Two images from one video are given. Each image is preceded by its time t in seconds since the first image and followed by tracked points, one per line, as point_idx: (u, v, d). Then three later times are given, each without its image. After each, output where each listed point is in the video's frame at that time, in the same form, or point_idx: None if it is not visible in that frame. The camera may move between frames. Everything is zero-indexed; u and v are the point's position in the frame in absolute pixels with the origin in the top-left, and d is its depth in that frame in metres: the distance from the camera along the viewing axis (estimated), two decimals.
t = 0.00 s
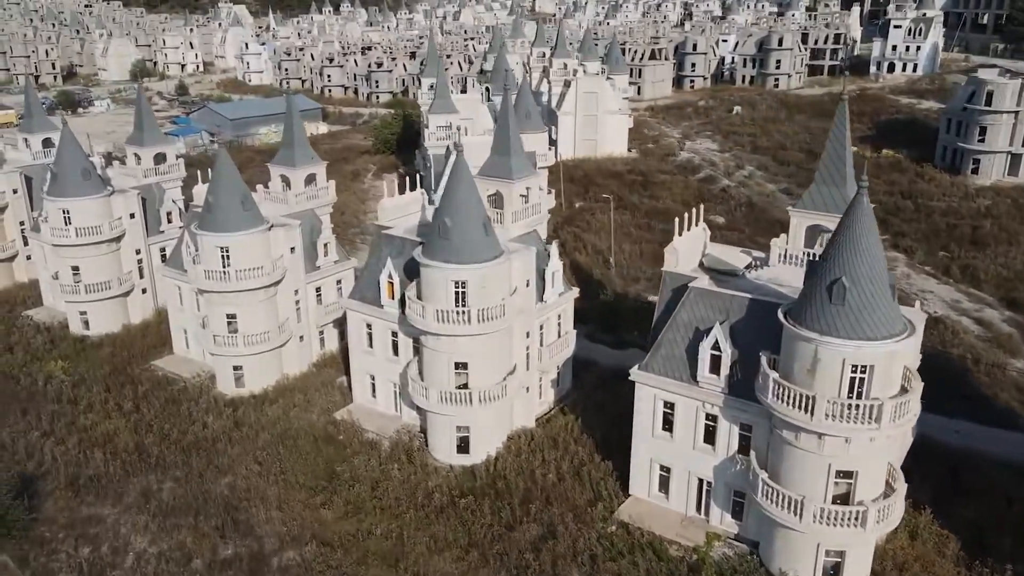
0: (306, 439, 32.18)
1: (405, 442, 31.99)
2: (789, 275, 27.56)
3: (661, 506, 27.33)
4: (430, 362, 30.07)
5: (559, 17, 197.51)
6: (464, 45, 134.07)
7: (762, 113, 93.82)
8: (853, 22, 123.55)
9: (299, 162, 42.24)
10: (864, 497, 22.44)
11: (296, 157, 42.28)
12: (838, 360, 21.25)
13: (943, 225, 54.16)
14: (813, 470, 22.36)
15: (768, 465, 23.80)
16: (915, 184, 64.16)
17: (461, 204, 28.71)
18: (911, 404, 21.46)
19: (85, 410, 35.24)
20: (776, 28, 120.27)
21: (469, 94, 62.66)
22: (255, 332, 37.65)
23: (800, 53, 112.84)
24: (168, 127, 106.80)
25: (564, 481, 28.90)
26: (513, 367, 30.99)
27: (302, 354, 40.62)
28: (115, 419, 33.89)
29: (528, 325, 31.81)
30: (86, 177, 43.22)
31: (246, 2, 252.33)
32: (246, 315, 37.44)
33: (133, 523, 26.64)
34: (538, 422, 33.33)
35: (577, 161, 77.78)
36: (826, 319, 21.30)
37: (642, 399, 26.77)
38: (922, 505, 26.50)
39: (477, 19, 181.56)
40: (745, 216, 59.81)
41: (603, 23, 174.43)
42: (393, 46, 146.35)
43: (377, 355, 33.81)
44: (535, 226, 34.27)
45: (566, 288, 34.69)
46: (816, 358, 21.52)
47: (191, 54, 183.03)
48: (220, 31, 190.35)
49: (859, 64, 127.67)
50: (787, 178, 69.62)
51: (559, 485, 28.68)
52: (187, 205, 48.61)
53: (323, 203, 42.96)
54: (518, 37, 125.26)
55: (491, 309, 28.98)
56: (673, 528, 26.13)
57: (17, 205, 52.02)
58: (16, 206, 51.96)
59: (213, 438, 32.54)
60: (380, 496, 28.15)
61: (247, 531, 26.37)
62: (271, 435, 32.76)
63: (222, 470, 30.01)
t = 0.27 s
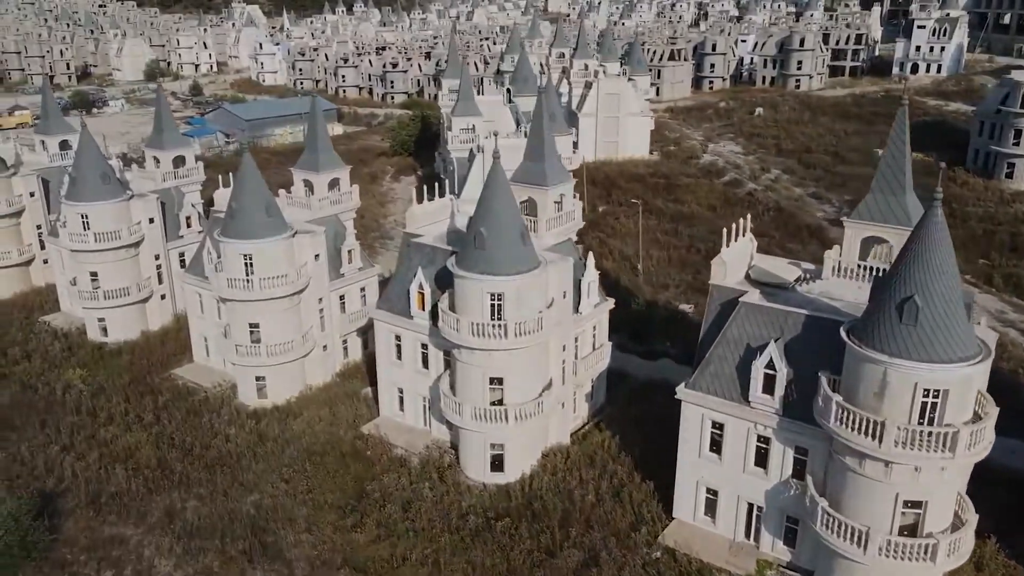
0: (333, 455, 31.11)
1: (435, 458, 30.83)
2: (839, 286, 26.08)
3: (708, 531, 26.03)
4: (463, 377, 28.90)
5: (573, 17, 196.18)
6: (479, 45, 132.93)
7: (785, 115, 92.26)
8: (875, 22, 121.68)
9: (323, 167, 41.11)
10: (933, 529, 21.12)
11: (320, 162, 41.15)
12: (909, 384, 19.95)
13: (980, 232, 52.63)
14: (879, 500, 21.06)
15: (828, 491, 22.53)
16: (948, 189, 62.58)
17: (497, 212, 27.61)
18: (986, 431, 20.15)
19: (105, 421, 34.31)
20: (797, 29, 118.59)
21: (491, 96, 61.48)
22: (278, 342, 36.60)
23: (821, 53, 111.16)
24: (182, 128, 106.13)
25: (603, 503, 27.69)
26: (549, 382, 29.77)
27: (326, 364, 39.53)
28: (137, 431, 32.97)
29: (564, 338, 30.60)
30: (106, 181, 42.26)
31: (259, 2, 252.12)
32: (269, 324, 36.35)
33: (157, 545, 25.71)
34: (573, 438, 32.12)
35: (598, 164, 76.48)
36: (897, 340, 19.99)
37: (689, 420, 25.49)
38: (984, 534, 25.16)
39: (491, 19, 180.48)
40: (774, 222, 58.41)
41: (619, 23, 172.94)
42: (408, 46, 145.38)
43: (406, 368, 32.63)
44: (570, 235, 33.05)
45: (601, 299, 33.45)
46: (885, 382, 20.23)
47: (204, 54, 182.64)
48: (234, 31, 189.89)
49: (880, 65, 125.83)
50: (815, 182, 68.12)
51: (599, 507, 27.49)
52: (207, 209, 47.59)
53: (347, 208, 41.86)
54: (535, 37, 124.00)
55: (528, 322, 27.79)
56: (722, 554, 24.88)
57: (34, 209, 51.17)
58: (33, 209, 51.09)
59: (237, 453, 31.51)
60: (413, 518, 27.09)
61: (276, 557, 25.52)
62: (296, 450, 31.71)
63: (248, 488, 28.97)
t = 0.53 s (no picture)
0: (366, 472, 30.07)
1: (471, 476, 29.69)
2: (902, 301, 24.73)
3: (762, 560, 24.74)
4: (502, 393, 27.74)
5: (592, 18, 194.67)
6: (500, 46, 131.73)
7: (813, 117, 90.49)
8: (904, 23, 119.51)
9: (351, 171, 40.05)
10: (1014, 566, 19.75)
11: (349, 166, 40.08)
12: (993, 413, 18.58)
13: None
14: (956, 535, 19.71)
15: (897, 523, 21.19)
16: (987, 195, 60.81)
17: (541, 224, 26.41)
18: None
19: (131, 433, 33.46)
20: (824, 29, 116.64)
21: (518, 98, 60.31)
22: (306, 352, 35.56)
23: (849, 54, 109.20)
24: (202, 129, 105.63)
25: (650, 528, 26.46)
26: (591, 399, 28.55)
27: (355, 374, 38.50)
28: (163, 444, 32.08)
29: (606, 352, 29.36)
30: (130, 185, 41.44)
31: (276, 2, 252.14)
32: (297, 334, 35.32)
33: (185, 567, 24.71)
34: (614, 456, 30.90)
35: (624, 167, 75.11)
36: (980, 365, 18.61)
37: (744, 443, 24.18)
38: None
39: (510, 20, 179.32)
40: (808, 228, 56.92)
41: (639, 23, 171.26)
42: (427, 46, 144.46)
43: (440, 382, 31.48)
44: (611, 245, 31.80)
45: (643, 311, 32.18)
46: (966, 410, 18.86)
47: (223, 55, 182.57)
48: (252, 31, 189.70)
49: (908, 67, 123.67)
50: (848, 187, 66.49)
51: (645, 532, 26.28)
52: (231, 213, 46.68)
53: (376, 214, 40.81)
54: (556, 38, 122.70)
55: (572, 338, 26.58)
56: None
57: (56, 212, 50.42)
58: (56, 212, 50.43)
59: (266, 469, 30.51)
60: (452, 542, 26.07)
61: None
62: (327, 465, 30.68)
63: (279, 507, 27.96)
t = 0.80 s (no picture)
0: (403, 491, 29.05)
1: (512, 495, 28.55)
2: (976, 320, 23.34)
3: None
4: (547, 412, 26.57)
5: (615, 18, 193.02)
6: (523, 46, 130.52)
7: (846, 120, 88.61)
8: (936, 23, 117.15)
9: (384, 176, 38.99)
10: None
11: (382, 170, 39.03)
12: None
13: None
14: None
15: (979, 561, 19.78)
16: None
17: (593, 238, 25.23)
18: None
19: (161, 444, 32.77)
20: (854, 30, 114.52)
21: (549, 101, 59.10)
22: (339, 363, 34.57)
23: (880, 56, 107.07)
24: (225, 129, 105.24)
25: (703, 556, 25.24)
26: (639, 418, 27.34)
27: (388, 385, 37.47)
28: (194, 459, 31.25)
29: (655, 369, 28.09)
30: (158, 190, 40.69)
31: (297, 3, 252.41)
32: (330, 345, 34.33)
33: None
34: (660, 476, 29.67)
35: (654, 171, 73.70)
36: None
37: (808, 469, 22.84)
38: None
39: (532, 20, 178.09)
40: (847, 236, 55.35)
41: (662, 24, 169.51)
42: (450, 47, 143.58)
43: (479, 397, 30.33)
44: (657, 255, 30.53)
45: (690, 324, 30.85)
46: None
47: (245, 55, 182.72)
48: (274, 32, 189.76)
49: (939, 68, 121.29)
50: (886, 192, 64.78)
51: (698, 561, 25.07)
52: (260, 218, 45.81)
53: (409, 220, 39.76)
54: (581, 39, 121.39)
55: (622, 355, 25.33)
56: None
57: (83, 215, 49.77)
58: (82, 216, 49.81)
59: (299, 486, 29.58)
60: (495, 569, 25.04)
61: None
62: (362, 483, 29.68)
63: (313, 528, 27.00)
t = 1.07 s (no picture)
0: (444, 511, 27.97)
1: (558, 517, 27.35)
2: None
3: None
4: (597, 432, 25.33)
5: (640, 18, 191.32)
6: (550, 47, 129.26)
7: (883, 123, 86.57)
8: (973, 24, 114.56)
9: (423, 181, 38.03)
10: None
11: (419, 174, 38.05)
12: None
13: None
14: None
15: None
16: None
17: (650, 252, 23.98)
18: None
19: (195, 457, 31.94)
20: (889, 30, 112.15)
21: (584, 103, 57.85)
22: (376, 375, 33.56)
23: (917, 57, 104.75)
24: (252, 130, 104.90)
25: None
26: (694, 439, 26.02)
27: (424, 396, 36.43)
28: (229, 474, 30.36)
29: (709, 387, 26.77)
30: (190, 195, 39.94)
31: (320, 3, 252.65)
32: (367, 356, 33.33)
33: None
34: (713, 498, 28.35)
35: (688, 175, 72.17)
36: None
37: (882, 500, 21.42)
38: None
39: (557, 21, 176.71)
40: (892, 243, 53.64)
41: (689, 24, 167.58)
42: (475, 47, 142.62)
43: (523, 413, 29.16)
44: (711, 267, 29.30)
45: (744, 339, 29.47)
46: None
47: (270, 55, 182.85)
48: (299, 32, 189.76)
49: (977, 70, 118.64)
50: (929, 198, 62.93)
51: None
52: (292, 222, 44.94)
53: (447, 227, 38.70)
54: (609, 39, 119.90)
55: (679, 375, 24.05)
56: None
57: (114, 217, 49.12)
58: (112, 218, 49.19)
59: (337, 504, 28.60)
60: None
61: None
62: (402, 502, 28.62)
63: (353, 550, 25.99)
